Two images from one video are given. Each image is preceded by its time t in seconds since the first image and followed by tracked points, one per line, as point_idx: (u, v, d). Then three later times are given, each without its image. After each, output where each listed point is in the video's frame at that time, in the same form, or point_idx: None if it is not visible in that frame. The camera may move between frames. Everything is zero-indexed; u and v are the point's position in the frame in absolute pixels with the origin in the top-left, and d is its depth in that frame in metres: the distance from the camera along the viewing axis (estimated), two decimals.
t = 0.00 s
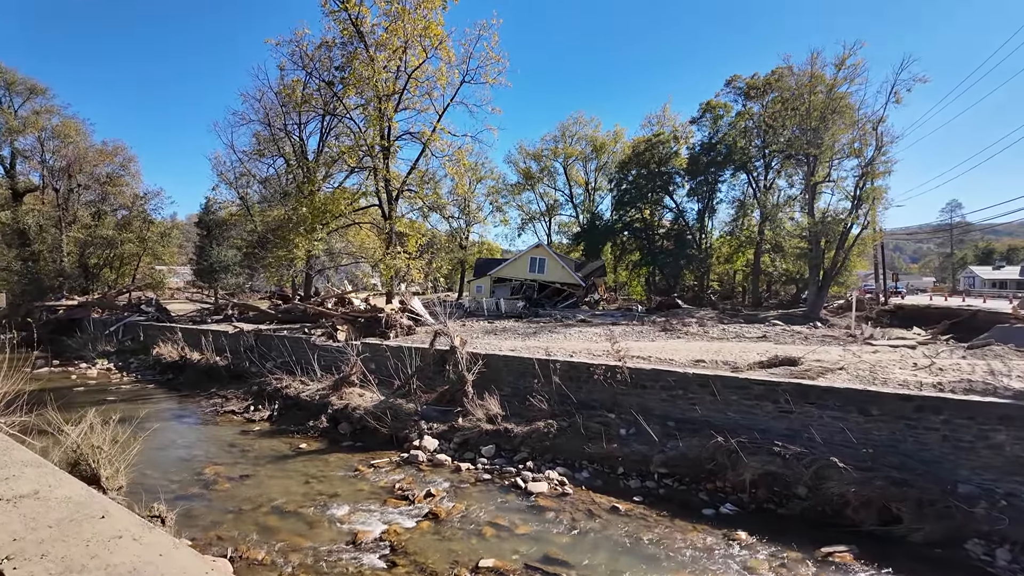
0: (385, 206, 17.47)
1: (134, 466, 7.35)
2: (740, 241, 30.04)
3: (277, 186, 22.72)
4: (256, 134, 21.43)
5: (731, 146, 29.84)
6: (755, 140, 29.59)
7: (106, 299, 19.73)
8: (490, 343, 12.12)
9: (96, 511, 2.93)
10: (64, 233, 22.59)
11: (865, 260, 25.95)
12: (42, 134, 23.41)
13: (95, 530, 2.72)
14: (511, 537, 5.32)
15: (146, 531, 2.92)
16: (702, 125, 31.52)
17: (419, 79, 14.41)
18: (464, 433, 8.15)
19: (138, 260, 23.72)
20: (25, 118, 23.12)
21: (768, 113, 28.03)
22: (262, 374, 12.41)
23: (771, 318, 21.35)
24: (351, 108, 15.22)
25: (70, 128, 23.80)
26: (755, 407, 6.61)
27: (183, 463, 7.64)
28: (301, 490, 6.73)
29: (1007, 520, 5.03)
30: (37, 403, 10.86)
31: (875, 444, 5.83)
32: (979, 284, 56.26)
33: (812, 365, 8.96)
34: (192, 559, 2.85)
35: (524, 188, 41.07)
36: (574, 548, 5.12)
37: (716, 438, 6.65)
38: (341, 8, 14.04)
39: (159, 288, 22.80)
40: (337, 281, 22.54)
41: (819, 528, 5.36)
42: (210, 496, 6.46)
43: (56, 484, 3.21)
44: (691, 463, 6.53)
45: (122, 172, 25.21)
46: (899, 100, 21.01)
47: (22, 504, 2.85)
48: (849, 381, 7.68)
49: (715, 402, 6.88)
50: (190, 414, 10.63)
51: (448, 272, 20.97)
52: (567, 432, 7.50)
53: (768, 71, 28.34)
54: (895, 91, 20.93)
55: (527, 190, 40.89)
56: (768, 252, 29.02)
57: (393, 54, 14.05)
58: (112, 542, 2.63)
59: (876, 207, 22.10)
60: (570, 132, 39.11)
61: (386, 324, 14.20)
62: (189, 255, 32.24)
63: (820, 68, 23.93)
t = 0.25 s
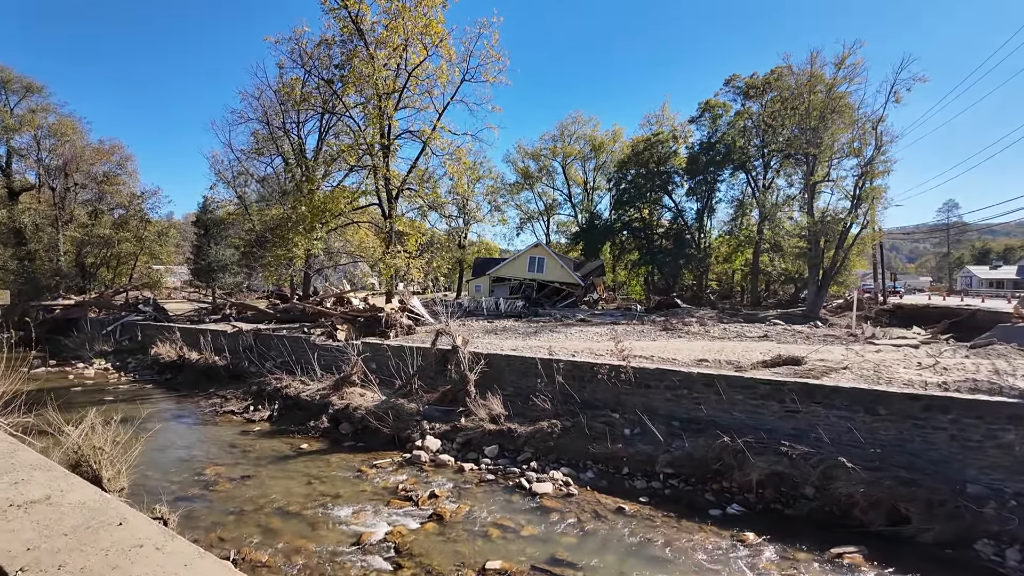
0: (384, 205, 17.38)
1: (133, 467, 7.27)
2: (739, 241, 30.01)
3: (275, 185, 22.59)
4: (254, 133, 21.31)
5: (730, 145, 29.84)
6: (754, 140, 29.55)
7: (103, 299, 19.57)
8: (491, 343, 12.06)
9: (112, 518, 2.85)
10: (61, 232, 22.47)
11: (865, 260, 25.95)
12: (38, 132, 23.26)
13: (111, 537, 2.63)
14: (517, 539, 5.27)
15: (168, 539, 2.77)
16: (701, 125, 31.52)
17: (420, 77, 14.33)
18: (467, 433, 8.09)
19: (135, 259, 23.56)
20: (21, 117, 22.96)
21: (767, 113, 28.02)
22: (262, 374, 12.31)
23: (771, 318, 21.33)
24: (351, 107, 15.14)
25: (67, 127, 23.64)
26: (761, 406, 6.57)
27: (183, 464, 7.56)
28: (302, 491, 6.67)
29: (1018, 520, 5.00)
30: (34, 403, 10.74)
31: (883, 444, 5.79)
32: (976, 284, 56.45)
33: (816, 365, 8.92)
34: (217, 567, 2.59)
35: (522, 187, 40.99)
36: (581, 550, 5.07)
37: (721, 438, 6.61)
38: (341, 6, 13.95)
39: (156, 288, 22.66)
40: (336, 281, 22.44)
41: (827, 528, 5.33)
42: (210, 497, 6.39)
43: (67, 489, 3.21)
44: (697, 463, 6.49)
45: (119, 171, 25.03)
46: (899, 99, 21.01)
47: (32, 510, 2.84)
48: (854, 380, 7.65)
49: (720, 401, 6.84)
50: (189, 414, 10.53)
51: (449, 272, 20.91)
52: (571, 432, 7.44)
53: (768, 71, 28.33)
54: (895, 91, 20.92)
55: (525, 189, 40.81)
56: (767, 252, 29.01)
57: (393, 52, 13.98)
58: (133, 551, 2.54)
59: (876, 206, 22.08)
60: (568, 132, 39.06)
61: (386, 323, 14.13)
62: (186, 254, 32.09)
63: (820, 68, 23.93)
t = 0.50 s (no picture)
0: (385, 206, 17.31)
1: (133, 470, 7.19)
2: (739, 241, 29.96)
3: (274, 185, 22.49)
4: (253, 132, 21.21)
5: (730, 145, 29.79)
6: (754, 139, 29.52)
7: (102, 299, 19.48)
8: (493, 344, 12.01)
9: (132, 535, 2.25)
10: (59, 232, 22.36)
11: (865, 260, 25.91)
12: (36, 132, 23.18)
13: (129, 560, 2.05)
14: (524, 543, 5.22)
15: (196, 562, 2.23)
16: (701, 125, 31.48)
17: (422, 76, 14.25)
18: (471, 435, 8.03)
19: (133, 259, 23.43)
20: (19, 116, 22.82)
21: (767, 113, 27.99)
22: (262, 374, 12.24)
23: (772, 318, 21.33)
24: (351, 106, 15.05)
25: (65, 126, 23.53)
26: (768, 408, 6.53)
27: (185, 466, 7.49)
28: (306, 494, 6.61)
29: None
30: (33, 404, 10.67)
31: (892, 447, 5.75)
32: (974, 284, 56.52)
33: (821, 366, 8.88)
34: None
35: (522, 187, 40.93)
36: (589, 554, 5.02)
37: (728, 440, 6.56)
38: (342, 5, 13.87)
39: (154, 288, 22.55)
40: (336, 281, 22.37)
41: (837, 531, 5.29)
42: (213, 500, 6.33)
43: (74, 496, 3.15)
44: (704, 466, 6.44)
45: (117, 170, 24.92)
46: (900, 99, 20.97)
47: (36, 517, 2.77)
48: (860, 382, 7.61)
49: (726, 403, 6.80)
50: (190, 416, 10.46)
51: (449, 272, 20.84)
52: (577, 434, 7.39)
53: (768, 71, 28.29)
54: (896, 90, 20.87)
55: (525, 189, 40.73)
56: (767, 252, 28.97)
57: (394, 51, 13.90)
58: None
59: (876, 207, 22.04)
60: (568, 132, 38.99)
61: (387, 324, 14.06)
62: (185, 254, 31.99)
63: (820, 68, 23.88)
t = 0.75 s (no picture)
0: (387, 205, 17.22)
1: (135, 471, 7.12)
2: (739, 241, 29.90)
3: (274, 184, 22.36)
4: (253, 132, 21.10)
5: (730, 145, 29.72)
6: (752, 139, 29.51)
7: (100, 299, 19.37)
8: (496, 344, 11.95)
9: (161, 551, 2.07)
10: (58, 231, 22.24)
11: (866, 260, 25.86)
12: (35, 131, 23.10)
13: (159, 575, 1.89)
14: (533, 546, 5.16)
15: None
16: (701, 124, 31.43)
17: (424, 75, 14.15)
18: (475, 436, 7.97)
19: (132, 259, 23.06)
20: (17, 115, 22.77)
21: (768, 113, 27.95)
22: (263, 375, 12.15)
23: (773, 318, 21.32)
24: (353, 105, 14.96)
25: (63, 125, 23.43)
26: (776, 409, 6.48)
27: (186, 468, 7.41)
28: (310, 496, 6.54)
29: None
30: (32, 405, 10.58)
31: (903, 448, 5.70)
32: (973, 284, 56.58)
33: (827, 366, 8.83)
34: None
35: (521, 187, 40.85)
36: (599, 557, 4.96)
37: (736, 442, 6.51)
38: (343, 4, 13.79)
39: (153, 288, 22.42)
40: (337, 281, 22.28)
41: (848, 534, 5.25)
42: (216, 502, 6.26)
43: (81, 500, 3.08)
44: (712, 467, 6.39)
45: (116, 170, 24.70)
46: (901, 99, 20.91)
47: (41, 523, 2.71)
48: (867, 382, 7.57)
49: (733, 404, 6.76)
50: (190, 416, 10.38)
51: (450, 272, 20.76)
52: (582, 435, 7.33)
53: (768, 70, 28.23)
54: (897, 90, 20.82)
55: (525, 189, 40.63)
56: (768, 252, 28.92)
57: (396, 50, 13.81)
58: None
59: (877, 206, 22.01)
60: (568, 131, 38.92)
61: (388, 324, 13.98)
62: (184, 254, 31.86)
63: (821, 67, 23.82)
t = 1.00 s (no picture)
0: (387, 205, 17.15)
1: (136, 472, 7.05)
2: (738, 241, 29.87)
3: (273, 184, 22.25)
4: (252, 131, 21.00)
5: (730, 145, 29.68)
6: (751, 138, 29.54)
7: (98, 299, 19.24)
8: (498, 344, 11.90)
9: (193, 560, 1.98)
10: (55, 231, 22.09)
11: (865, 260, 25.85)
12: (32, 130, 23.00)
13: None
14: (540, 547, 5.12)
15: None
16: (700, 124, 31.42)
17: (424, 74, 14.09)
18: (479, 437, 7.92)
19: (130, 258, 22.82)
20: (14, 114, 22.82)
21: (767, 113, 27.95)
22: (264, 375, 12.08)
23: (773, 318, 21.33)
24: (353, 104, 14.88)
25: (61, 124, 23.32)
26: (782, 409, 6.46)
27: (188, 469, 7.35)
28: (314, 497, 6.48)
29: None
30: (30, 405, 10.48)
31: (912, 448, 5.67)
32: (970, 284, 56.71)
33: (831, 366, 8.81)
34: None
35: (520, 187, 40.79)
36: (607, 558, 4.92)
37: (743, 442, 6.49)
38: (344, 2, 13.73)
39: (150, 288, 22.19)
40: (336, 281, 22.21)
41: (857, 535, 5.21)
42: (218, 503, 6.20)
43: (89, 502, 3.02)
44: (719, 468, 6.36)
45: (112, 170, 24.24)
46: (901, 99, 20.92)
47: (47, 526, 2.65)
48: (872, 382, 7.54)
49: (739, 404, 6.73)
50: (190, 417, 10.29)
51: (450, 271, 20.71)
52: (587, 435, 7.28)
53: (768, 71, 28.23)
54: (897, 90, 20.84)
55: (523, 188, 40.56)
56: (767, 252, 28.92)
57: (396, 48, 13.74)
58: None
59: (877, 206, 22.04)
60: (566, 131, 38.87)
61: (388, 324, 13.90)
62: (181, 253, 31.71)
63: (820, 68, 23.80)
